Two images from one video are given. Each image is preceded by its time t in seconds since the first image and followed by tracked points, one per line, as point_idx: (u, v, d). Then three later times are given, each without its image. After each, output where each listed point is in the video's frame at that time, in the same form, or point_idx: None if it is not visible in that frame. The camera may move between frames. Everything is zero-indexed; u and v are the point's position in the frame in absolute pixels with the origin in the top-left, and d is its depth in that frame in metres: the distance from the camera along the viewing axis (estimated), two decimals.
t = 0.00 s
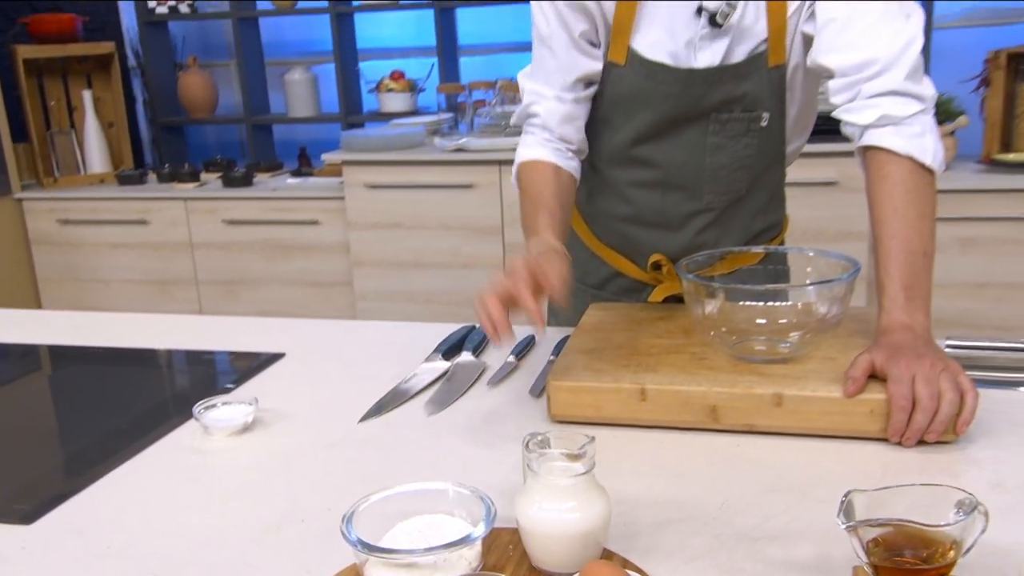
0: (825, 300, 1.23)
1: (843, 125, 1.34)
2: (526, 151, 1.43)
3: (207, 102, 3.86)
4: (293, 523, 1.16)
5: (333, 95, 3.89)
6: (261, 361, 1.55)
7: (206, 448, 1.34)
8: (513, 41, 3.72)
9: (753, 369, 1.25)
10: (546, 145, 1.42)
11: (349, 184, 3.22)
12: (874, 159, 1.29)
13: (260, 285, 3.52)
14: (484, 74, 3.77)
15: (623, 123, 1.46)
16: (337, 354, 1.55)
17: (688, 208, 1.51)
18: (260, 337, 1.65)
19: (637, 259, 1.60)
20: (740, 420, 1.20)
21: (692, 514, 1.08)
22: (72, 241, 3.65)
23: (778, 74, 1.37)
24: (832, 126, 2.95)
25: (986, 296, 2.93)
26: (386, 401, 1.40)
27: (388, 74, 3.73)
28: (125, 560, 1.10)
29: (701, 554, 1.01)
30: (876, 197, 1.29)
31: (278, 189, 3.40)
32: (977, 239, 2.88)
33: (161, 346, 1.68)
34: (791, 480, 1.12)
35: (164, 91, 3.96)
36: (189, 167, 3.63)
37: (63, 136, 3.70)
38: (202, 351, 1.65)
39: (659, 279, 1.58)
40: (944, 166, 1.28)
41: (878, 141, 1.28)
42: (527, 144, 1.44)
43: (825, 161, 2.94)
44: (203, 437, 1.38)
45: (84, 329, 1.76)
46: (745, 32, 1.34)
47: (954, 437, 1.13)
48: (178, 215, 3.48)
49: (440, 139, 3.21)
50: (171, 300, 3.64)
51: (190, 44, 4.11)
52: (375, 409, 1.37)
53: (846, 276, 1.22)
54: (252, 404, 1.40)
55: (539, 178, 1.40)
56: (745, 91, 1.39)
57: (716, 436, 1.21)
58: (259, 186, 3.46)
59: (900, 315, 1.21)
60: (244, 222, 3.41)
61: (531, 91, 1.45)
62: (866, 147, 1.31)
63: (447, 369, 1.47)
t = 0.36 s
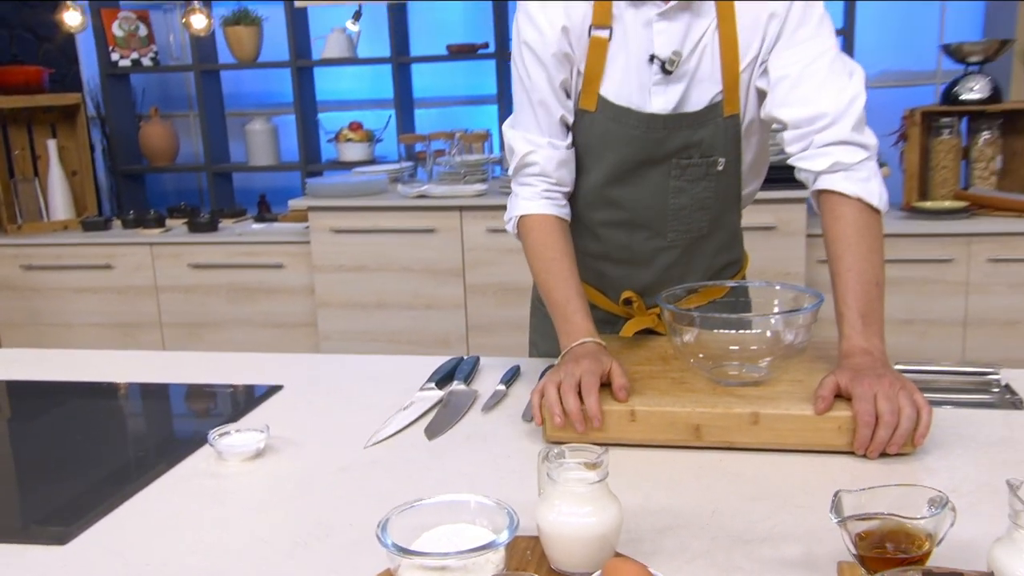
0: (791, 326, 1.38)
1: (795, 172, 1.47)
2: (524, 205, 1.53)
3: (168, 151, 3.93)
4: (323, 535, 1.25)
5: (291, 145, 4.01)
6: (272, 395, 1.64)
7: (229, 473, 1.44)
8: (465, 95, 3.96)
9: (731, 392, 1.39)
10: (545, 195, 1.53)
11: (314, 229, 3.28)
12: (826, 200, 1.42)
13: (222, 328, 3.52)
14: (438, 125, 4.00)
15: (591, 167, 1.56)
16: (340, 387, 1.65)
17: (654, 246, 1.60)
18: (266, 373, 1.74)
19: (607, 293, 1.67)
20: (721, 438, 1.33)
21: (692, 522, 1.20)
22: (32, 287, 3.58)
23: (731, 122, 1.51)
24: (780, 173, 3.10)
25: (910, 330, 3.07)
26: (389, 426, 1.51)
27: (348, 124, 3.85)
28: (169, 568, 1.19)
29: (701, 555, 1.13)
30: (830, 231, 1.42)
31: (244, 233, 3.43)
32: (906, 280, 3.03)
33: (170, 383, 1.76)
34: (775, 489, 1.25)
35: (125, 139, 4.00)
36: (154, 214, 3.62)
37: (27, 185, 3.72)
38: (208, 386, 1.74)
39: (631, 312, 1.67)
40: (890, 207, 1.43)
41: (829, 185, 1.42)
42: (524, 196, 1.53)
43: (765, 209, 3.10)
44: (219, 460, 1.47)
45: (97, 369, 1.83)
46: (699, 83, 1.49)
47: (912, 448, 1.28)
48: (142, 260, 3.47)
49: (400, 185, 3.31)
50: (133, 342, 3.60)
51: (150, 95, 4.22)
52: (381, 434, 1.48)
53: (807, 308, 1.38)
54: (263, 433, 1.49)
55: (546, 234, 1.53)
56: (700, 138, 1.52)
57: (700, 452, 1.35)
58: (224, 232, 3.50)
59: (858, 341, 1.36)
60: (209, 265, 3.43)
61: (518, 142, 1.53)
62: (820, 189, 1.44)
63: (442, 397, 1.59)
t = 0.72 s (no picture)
0: (762, 350, 1.51)
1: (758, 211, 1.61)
2: (509, 230, 1.63)
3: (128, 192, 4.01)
4: (343, 543, 1.35)
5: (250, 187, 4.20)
6: (286, 423, 1.74)
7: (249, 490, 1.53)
8: (419, 139, 4.14)
9: (711, 409, 1.53)
10: (528, 221, 1.64)
11: (281, 267, 3.36)
12: (787, 235, 1.56)
13: (187, 363, 3.55)
14: (393, 167, 4.17)
15: (571, 198, 1.69)
16: (351, 415, 1.75)
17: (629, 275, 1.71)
18: (276, 402, 1.84)
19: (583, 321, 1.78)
20: (703, 451, 1.47)
21: (695, 527, 1.33)
22: None
23: (700, 161, 1.65)
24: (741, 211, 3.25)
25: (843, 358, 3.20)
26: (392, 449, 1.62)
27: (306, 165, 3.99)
28: (207, 571, 1.28)
29: (698, 553, 1.26)
30: (793, 265, 1.55)
31: (209, 270, 3.50)
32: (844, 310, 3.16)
33: (184, 412, 1.85)
34: (757, 495, 1.39)
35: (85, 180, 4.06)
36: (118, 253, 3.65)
37: None
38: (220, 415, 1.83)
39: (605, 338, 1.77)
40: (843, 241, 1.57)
41: (790, 223, 1.55)
42: (509, 221, 1.64)
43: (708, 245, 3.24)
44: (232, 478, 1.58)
45: (114, 402, 1.92)
46: (670, 121, 1.64)
47: (874, 456, 1.42)
48: (106, 298, 3.51)
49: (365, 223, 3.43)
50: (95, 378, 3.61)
51: (108, 137, 4.34)
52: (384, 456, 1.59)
53: (779, 331, 1.52)
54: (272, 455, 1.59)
55: (530, 259, 1.63)
56: (672, 173, 1.66)
57: (684, 465, 1.48)
58: (188, 270, 3.55)
59: (821, 360, 1.49)
60: (175, 302, 3.48)
61: (503, 170, 1.63)
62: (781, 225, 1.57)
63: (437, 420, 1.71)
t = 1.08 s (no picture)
0: (740, 374, 1.63)
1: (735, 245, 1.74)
2: (503, 260, 1.72)
3: (86, 222, 4.02)
4: (365, 556, 1.43)
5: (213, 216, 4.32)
6: (299, 450, 1.81)
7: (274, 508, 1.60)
8: (376, 170, 4.36)
9: (698, 429, 1.65)
10: (521, 253, 1.73)
11: (247, 295, 3.41)
12: (762, 266, 1.69)
13: (150, 392, 3.57)
14: (350, 198, 4.36)
15: (559, 231, 1.80)
16: (357, 443, 1.83)
17: (613, 304, 1.83)
18: (290, 429, 1.91)
19: (566, 346, 1.89)
20: (690, 467, 1.59)
21: (713, 537, 1.44)
22: None
23: (679, 198, 1.79)
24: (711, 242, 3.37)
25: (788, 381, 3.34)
26: (393, 472, 1.71)
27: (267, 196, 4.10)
28: None
29: (702, 561, 1.36)
30: (767, 292, 1.69)
31: (174, 300, 3.54)
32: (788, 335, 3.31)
33: (201, 438, 1.91)
34: (747, 509, 1.50)
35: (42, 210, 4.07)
36: (80, 282, 3.65)
37: None
38: (234, 441, 1.90)
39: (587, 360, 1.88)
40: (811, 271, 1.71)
41: (764, 255, 1.69)
42: (502, 251, 1.73)
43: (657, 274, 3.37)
44: (251, 502, 1.63)
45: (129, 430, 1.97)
46: (653, 161, 1.78)
47: (846, 470, 1.55)
48: (69, 326, 3.51)
49: (333, 253, 3.50)
50: (54, 409, 3.60)
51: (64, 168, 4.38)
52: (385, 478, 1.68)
53: (758, 353, 1.63)
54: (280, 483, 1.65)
55: (522, 288, 1.72)
56: (655, 209, 1.78)
57: (674, 482, 1.59)
58: (152, 300, 3.57)
59: (796, 382, 1.62)
60: (138, 331, 3.49)
61: (498, 204, 1.74)
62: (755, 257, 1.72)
63: (433, 443, 1.81)
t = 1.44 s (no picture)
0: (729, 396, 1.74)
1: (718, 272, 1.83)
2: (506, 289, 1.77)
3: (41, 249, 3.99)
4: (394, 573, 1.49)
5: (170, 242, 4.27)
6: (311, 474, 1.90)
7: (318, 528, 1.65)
8: (335, 198, 4.18)
9: (693, 446, 1.76)
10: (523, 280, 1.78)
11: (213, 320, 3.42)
12: (747, 291, 1.81)
13: (112, 419, 3.55)
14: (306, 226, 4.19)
15: (554, 258, 1.88)
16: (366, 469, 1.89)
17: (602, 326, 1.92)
18: (309, 456, 1.97)
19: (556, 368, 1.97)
20: (688, 483, 1.70)
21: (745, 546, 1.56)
22: None
23: (665, 227, 1.89)
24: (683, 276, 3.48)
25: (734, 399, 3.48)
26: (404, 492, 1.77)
27: (227, 222, 4.11)
28: None
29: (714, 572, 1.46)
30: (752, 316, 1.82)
31: (139, 325, 3.54)
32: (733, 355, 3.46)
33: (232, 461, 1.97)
34: (747, 523, 1.60)
35: None
36: (40, 309, 3.62)
37: None
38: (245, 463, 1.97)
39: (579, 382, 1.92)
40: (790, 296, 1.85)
41: (748, 281, 1.78)
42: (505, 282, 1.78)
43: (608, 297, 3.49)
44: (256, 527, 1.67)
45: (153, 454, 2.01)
46: (642, 194, 1.87)
47: (833, 483, 1.68)
48: (30, 353, 3.48)
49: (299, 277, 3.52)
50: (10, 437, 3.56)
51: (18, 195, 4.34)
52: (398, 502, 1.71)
53: (748, 375, 1.74)
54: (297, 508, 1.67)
55: (523, 317, 1.77)
56: (644, 237, 1.88)
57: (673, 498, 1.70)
58: (116, 326, 3.57)
59: (782, 400, 1.75)
60: (102, 356, 3.48)
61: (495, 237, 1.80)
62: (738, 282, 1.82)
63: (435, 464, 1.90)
